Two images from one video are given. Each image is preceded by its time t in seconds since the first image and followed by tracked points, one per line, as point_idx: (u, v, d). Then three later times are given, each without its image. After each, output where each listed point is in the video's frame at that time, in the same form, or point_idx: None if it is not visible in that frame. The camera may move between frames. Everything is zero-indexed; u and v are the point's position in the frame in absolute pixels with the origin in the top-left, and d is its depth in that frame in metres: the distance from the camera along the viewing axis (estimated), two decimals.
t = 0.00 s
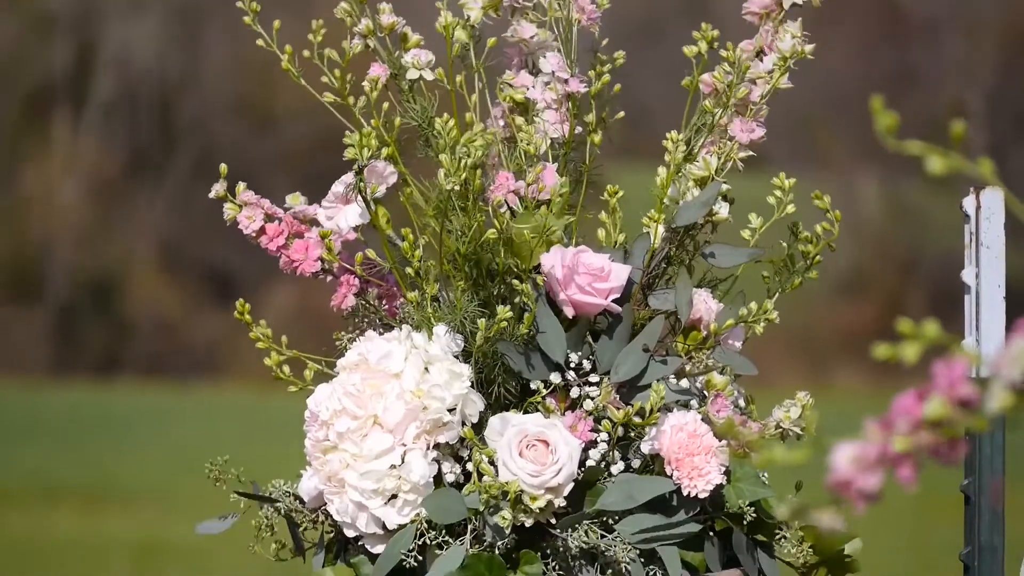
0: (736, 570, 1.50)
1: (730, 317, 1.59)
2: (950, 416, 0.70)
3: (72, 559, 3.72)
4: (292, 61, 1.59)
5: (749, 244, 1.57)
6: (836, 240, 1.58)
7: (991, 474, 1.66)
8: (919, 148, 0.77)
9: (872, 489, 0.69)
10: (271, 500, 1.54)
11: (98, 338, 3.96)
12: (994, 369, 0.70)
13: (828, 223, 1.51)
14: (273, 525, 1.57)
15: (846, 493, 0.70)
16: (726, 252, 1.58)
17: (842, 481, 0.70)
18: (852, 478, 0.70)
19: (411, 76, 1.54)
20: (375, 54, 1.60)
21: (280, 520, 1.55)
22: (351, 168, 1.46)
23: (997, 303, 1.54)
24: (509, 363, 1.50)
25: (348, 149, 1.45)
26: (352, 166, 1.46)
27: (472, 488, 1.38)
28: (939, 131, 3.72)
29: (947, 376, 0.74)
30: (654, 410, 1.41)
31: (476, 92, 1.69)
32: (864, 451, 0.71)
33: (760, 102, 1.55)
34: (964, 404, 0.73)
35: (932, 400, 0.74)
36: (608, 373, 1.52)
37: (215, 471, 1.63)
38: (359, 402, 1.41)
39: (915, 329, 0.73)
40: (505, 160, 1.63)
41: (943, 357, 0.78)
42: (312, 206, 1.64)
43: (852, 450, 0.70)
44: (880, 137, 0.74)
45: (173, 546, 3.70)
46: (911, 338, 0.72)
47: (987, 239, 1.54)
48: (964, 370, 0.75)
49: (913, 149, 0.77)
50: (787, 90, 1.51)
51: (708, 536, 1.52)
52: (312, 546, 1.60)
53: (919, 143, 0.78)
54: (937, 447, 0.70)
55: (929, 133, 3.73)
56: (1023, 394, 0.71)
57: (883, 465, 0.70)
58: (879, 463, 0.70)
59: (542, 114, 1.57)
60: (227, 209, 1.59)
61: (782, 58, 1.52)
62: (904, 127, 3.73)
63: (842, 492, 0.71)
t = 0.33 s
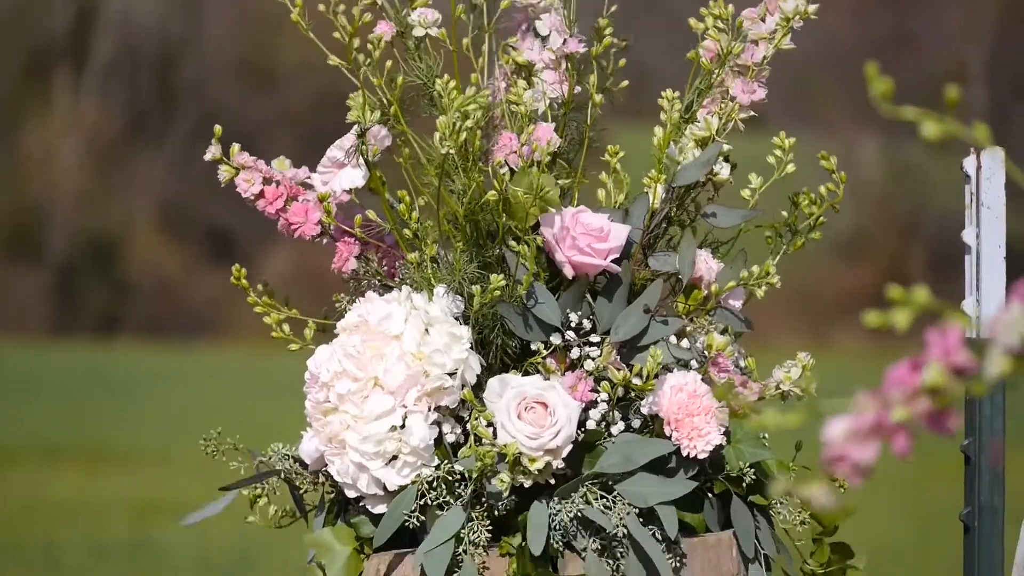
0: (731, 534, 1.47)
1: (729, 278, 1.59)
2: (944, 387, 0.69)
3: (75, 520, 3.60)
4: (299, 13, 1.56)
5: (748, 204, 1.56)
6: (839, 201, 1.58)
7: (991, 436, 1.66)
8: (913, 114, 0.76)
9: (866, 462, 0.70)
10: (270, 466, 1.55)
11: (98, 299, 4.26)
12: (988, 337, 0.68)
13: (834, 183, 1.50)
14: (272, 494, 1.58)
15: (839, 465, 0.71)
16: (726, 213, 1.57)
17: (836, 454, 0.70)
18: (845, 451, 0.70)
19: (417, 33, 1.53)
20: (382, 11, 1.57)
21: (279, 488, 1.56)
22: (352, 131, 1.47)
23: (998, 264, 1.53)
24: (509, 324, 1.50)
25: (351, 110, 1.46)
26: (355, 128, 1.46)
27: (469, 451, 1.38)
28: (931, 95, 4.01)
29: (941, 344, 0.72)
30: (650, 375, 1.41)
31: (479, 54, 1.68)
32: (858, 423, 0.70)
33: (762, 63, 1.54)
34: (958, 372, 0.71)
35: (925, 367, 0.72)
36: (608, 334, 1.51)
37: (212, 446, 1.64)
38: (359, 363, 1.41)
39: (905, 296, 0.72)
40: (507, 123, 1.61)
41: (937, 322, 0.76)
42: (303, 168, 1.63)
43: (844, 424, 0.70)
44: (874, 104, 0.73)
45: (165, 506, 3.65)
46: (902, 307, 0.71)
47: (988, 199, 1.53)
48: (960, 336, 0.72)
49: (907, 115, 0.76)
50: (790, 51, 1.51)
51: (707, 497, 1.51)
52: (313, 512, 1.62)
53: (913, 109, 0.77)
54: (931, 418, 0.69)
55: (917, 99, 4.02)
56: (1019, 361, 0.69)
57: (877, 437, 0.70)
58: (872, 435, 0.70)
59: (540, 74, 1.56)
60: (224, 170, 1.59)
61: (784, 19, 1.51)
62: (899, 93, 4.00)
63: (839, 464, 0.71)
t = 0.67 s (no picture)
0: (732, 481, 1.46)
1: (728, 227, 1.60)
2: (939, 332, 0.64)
3: (77, 466, 3.70)
4: None
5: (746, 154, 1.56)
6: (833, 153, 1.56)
7: (990, 386, 1.67)
8: (910, 68, 0.75)
9: (851, 404, 0.64)
10: (270, 412, 1.56)
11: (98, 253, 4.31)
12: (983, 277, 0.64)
13: (827, 139, 1.49)
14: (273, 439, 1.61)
15: (824, 409, 0.65)
16: (726, 162, 1.58)
17: (819, 398, 0.64)
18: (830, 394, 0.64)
19: None
20: None
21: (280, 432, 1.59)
22: (347, 83, 1.45)
23: (996, 215, 1.53)
24: (508, 274, 1.51)
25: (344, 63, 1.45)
26: (347, 80, 1.45)
27: (469, 400, 1.37)
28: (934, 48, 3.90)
29: (935, 290, 0.67)
30: (650, 325, 1.40)
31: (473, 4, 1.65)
32: (843, 365, 0.65)
33: (760, 13, 1.54)
34: (951, 318, 0.66)
35: (919, 315, 0.67)
36: (608, 283, 1.51)
37: (218, 377, 1.65)
38: (359, 313, 1.41)
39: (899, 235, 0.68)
40: (503, 73, 1.59)
41: (932, 272, 0.70)
42: (306, 113, 1.62)
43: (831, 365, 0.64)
44: (868, 58, 0.72)
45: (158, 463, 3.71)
46: (892, 254, 0.69)
47: (987, 150, 1.53)
48: (957, 281, 0.67)
49: (902, 69, 0.75)
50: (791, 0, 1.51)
51: (707, 446, 1.51)
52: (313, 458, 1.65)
53: (909, 62, 0.76)
54: (923, 363, 0.64)
55: (915, 52, 4.33)
56: (1015, 306, 0.64)
57: (862, 382, 0.65)
58: (855, 379, 0.65)
59: (540, 24, 1.57)
60: (219, 127, 1.58)
61: None
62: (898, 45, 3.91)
63: (821, 408, 0.66)
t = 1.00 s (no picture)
0: (732, 437, 1.46)
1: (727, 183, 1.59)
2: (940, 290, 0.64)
3: (73, 419, 3.86)
4: None
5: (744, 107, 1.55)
6: (836, 105, 1.56)
7: (990, 342, 1.62)
8: (915, 17, 0.74)
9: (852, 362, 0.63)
10: (270, 371, 1.57)
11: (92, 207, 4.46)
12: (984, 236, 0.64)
13: (828, 90, 1.48)
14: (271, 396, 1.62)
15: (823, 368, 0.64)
16: (723, 117, 1.57)
17: (821, 356, 0.64)
18: (832, 352, 0.64)
19: None
20: None
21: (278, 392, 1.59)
22: (345, 38, 1.45)
23: (997, 169, 1.52)
24: (507, 231, 1.50)
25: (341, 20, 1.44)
26: (346, 36, 1.44)
27: (468, 355, 1.37)
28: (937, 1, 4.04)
29: (935, 248, 0.68)
30: (648, 279, 1.40)
31: None
32: (845, 323, 0.65)
33: None
34: (951, 277, 0.67)
35: (919, 272, 0.68)
36: (607, 239, 1.51)
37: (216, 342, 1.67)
38: (358, 270, 1.42)
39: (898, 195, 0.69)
40: (502, 28, 1.58)
41: (929, 228, 0.71)
42: (298, 75, 1.62)
43: (832, 323, 0.64)
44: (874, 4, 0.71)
45: (155, 420, 3.84)
46: (893, 212, 0.70)
47: (988, 104, 1.52)
48: (956, 240, 0.68)
49: (908, 16, 0.74)
50: None
51: (706, 402, 1.51)
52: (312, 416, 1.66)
53: (914, 12, 0.75)
54: (923, 321, 0.65)
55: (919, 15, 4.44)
56: (1013, 267, 0.64)
57: (864, 340, 0.64)
58: (857, 337, 0.64)
59: None
60: (216, 84, 1.58)
61: None
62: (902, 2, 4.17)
63: (822, 366, 0.66)
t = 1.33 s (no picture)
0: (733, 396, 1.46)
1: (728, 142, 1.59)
2: (946, 248, 0.64)
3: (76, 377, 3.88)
4: None
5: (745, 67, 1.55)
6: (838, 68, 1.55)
7: (990, 303, 1.60)
8: None
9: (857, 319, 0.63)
10: (270, 329, 1.60)
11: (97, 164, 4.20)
12: (989, 192, 0.63)
13: (830, 53, 1.48)
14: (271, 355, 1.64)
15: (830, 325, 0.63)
16: (724, 77, 1.57)
17: (827, 312, 0.63)
18: (840, 308, 0.63)
19: None
20: None
21: (278, 348, 1.62)
22: None
23: (998, 129, 1.52)
24: (508, 190, 1.50)
25: None
26: None
27: (468, 315, 1.38)
28: None
29: (940, 206, 0.68)
30: (649, 239, 1.39)
31: None
32: (852, 281, 0.64)
33: None
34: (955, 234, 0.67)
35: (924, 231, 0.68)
36: (608, 198, 1.50)
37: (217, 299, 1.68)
38: (358, 228, 1.42)
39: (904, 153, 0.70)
40: None
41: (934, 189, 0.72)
42: (299, 33, 1.62)
43: (840, 279, 0.63)
44: None
45: (155, 378, 3.88)
46: (900, 168, 0.70)
47: (989, 64, 1.51)
48: (959, 200, 0.68)
49: None
50: None
51: (707, 360, 1.48)
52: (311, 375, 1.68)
53: None
54: (928, 279, 0.65)
55: None
56: (1017, 224, 0.64)
57: (870, 298, 0.64)
58: (863, 295, 0.64)
59: None
60: (218, 42, 1.57)
61: None
62: None
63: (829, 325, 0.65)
